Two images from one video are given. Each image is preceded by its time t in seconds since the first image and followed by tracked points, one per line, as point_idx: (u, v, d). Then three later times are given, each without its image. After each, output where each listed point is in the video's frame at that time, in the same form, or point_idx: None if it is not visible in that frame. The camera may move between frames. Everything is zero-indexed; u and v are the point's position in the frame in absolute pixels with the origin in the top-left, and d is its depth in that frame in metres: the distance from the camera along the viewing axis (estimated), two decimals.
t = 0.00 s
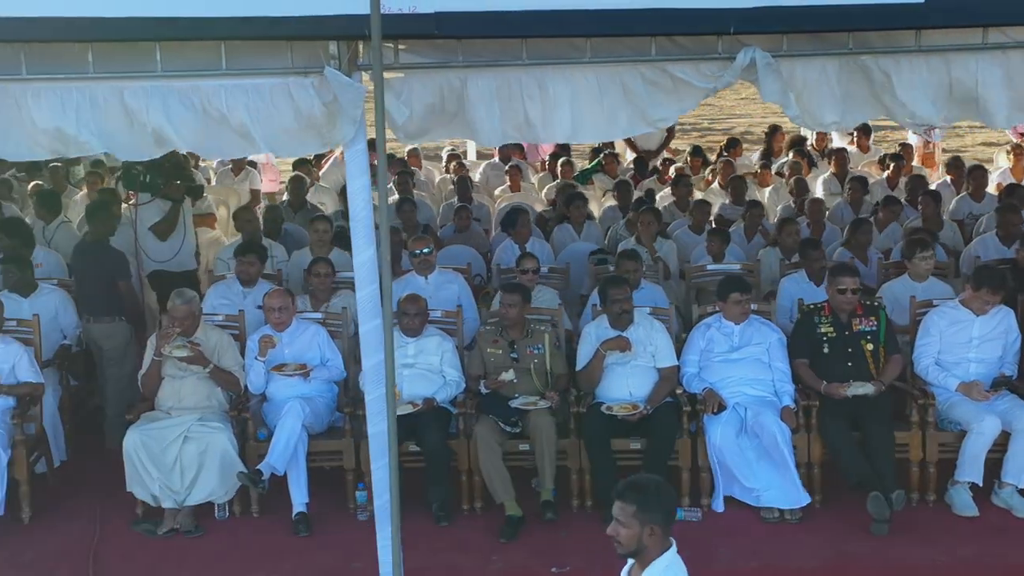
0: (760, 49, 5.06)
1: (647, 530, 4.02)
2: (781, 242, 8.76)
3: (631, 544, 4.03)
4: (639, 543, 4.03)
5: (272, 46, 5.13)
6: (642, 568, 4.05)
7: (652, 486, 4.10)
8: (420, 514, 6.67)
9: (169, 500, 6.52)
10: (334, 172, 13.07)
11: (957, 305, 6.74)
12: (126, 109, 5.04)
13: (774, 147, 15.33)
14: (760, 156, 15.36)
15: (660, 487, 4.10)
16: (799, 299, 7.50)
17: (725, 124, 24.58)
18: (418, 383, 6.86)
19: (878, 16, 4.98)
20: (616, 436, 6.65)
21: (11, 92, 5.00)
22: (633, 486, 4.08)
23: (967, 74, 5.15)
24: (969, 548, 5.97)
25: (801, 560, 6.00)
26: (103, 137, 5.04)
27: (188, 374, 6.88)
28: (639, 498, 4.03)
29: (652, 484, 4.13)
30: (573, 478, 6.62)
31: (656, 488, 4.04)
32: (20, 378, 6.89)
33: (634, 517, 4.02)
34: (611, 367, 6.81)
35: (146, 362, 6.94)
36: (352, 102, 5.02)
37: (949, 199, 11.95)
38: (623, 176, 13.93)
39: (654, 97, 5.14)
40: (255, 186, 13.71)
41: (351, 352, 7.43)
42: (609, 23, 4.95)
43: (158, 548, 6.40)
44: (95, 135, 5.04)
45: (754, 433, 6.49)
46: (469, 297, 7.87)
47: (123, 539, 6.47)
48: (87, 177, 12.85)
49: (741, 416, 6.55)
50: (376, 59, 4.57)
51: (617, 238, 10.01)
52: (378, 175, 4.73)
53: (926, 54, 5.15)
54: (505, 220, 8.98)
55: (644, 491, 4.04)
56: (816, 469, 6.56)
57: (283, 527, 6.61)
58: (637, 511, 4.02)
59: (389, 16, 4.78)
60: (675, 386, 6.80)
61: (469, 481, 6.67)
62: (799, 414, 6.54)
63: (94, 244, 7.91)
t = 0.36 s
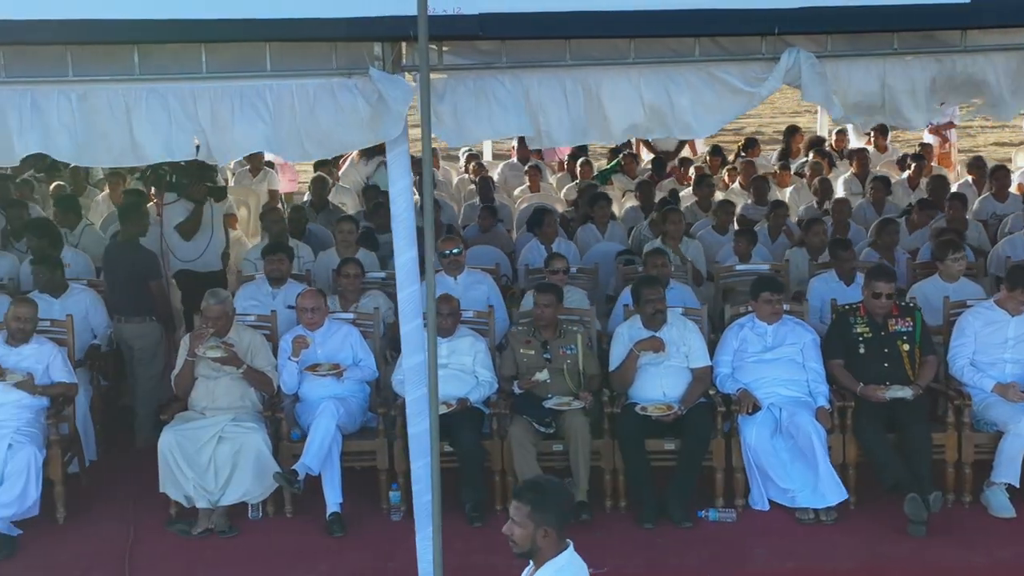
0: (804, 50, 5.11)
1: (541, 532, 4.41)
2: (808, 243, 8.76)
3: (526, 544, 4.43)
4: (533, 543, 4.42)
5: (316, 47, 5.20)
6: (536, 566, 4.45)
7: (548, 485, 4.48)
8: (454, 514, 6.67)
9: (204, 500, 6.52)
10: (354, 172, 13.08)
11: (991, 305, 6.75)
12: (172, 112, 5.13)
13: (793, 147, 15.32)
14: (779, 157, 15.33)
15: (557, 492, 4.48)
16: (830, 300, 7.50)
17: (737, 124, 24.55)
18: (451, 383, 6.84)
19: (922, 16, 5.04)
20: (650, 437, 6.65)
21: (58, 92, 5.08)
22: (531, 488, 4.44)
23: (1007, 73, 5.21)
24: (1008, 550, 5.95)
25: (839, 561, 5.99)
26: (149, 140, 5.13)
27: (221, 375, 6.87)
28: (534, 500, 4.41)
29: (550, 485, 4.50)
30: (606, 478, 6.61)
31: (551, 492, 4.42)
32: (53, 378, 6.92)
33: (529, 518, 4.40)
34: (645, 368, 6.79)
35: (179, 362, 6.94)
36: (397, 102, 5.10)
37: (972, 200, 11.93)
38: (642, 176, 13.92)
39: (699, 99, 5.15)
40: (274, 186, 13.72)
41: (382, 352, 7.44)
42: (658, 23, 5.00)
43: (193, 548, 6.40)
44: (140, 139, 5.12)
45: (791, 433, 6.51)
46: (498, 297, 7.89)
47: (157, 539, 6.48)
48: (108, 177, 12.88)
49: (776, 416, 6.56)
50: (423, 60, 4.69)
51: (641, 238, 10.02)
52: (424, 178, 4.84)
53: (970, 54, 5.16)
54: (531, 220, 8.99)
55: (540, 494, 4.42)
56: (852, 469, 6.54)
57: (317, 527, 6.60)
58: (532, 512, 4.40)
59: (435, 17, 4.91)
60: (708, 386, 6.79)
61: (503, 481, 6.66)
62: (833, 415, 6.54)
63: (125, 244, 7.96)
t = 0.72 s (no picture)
0: (846, 51, 5.10)
1: (424, 527, 3.90)
2: (833, 243, 8.75)
3: (409, 540, 3.91)
4: (416, 540, 3.91)
5: (355, 47, 5.12)
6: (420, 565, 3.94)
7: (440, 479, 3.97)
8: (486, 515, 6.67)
9: (237, 500, 6.53)
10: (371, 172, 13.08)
11: None
12: (209, 112, 5.06)
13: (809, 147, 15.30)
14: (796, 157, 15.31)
15: (441, 484, 3.97)
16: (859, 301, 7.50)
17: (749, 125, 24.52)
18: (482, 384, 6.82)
19: (968, 15, 5.00)
20: (682, 437, 6.64)
21: (96, 95, 5.05)
22: (414, 480, 3.94)
23: None
24: None
25: (876, 561, 5.99)
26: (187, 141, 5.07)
27: (253, 375, 6.88)
28: (416, 495, 3.88)
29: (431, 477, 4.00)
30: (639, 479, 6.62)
31: (432, 484, 3.89)
32: (85, 378, 6.94)
33: (412, 513, 3.89)
34: (676, 369, 6.78)
35: (210, 363, 6.93)
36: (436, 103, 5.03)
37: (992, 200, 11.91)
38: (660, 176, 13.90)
39: (738, 100, 5.13)
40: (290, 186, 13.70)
41: (412, 353, 7.43)
42: (700, 24, 4.96)
43: (227, 548, 6.41)
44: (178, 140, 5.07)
45: (824, 434, 6.49)
46: (525, 298, 7.89)
47: (191, 539, 6.49)
48: (126, 178, 12.89)
49: (809, 417, 6.55)
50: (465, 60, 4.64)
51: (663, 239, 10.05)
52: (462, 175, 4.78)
53: (1015, 56, 5.17)
54: (556, 221, 8.98)
55: (422, 487, 3.89)
56: (884, 470, 6.56)
57: (350, 528, 6.61)
58: (415, 507, 3.88)
59: (477, 17, 4.90)
60: (740, 387, 6.78)
61: (535, 482, 6.67)
62: (867, 415, 6.55)
63: (153, 246, 7.94)
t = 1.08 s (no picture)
0: (884, 52, 5.08)
1: (311, 558, 4.04)
2: (857, 243, 8.74)
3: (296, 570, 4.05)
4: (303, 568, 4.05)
5: (393, 48, 5.13)
6: None
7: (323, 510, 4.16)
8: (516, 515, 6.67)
9: (268, 501, 6.54)
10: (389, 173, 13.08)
11: None
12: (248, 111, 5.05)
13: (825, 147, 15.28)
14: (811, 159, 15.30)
15: (330, 516, 4.13)
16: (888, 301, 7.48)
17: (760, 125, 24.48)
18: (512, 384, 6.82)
19: (1004, 15, 4.98)
20: (713, 438, 6.63)
21: (134, 97, 5.05)
22: (302, 512, 4.09)
23: None
24: None
25: (910, 562, 5.98)
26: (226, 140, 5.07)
27: (284, 376, 6.89)
28: (303, 524, 4.04)
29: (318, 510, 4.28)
30: (669, 479, 6.62)
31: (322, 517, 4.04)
32: (115, 378, 6.94)
33: (298, 542, 4.03)
34: (706, 369, 6.77)
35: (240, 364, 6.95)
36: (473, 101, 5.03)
37: (1012, 201, 11.89)
38: (677, 177, 13.89)
39: (777, 100, 5.10)
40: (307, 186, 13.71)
41: (439, 353, 7.44)
42: (736, 25, 4.95)
43: (259, 549, 6.42)
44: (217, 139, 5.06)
45: (855, 435, 6.51)
46: (551, 298, 7.89)
47: (223, 539, 6.50)
48: (144, 178, 12.91)
49: (840, 418, 6.56)
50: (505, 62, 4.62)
51: (684, 241, 10.08)
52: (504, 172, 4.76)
53: None
54: (580, 221, 8.97)
55: (313, 518, 4.05)
56: (916, 470, 6.55)
57: (381, 528, 6.61)
58: (302, 535, 4.04)
59: (516, 19, 4.87)
60: (771, 388, 6.77)
61: (566, 482, 6.68)
62: (899, 416, 6.53)
63: (181, 246, 7.90)
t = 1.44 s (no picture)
0: (926, 50, 5.09)
1: (203, 556, 4.56)
2: (883, 244, 8.72)
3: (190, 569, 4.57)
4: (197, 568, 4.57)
5: (434, 48, 5.15)
6: None
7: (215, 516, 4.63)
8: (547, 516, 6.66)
9: (300, 501, 6.53)
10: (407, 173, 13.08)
11: None
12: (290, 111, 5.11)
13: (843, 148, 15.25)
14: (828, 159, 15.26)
15: (214, 513, 4.66)
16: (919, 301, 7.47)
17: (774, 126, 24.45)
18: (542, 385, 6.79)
19: None
20: (746, 438, 6.61)
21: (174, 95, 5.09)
22: (187, 518, 4.60)
23: None
24: None
25: (946, 563, 5.95)
26: (266, 140, 5.11)
27: (315, 376, 6.90)
28: (190, 528, 4.55)
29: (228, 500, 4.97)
30: (701, 480, 6.60)
31: (204, 521, 4.57)
32: (146, 379, 6.97)
33: (189, 545, 4.55)
34: (737, 369, 6.76)
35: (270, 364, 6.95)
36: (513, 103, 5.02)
37: None
38: (694, 177, 13.88)
39: (821, 94, 5.15)
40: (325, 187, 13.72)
41: (468, 354, 7.43)
42: (777, 24, 4.95)
43: (291, 549, 6.42)
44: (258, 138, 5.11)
45: (888, 435, 6.50)
46: (579, 299, 7.88)
47: (255, 540, 6.50)
48: (162, 179, 12.92)
49: (873, 419, 6.55)
50: (548, 60, 4.65)
51: (707, 241, 10.08)
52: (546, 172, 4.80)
53: None
54: (605, 221, 8.97)
55: (196, 522, 4.56)
56: (949, 471, 6.53)
57: (413, 529, 6.61)
58: (191, 539, 4.55)
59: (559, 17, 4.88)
60: (803, 388, 6.76)
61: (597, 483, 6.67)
62: (931, 416, 6.53)
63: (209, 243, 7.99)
